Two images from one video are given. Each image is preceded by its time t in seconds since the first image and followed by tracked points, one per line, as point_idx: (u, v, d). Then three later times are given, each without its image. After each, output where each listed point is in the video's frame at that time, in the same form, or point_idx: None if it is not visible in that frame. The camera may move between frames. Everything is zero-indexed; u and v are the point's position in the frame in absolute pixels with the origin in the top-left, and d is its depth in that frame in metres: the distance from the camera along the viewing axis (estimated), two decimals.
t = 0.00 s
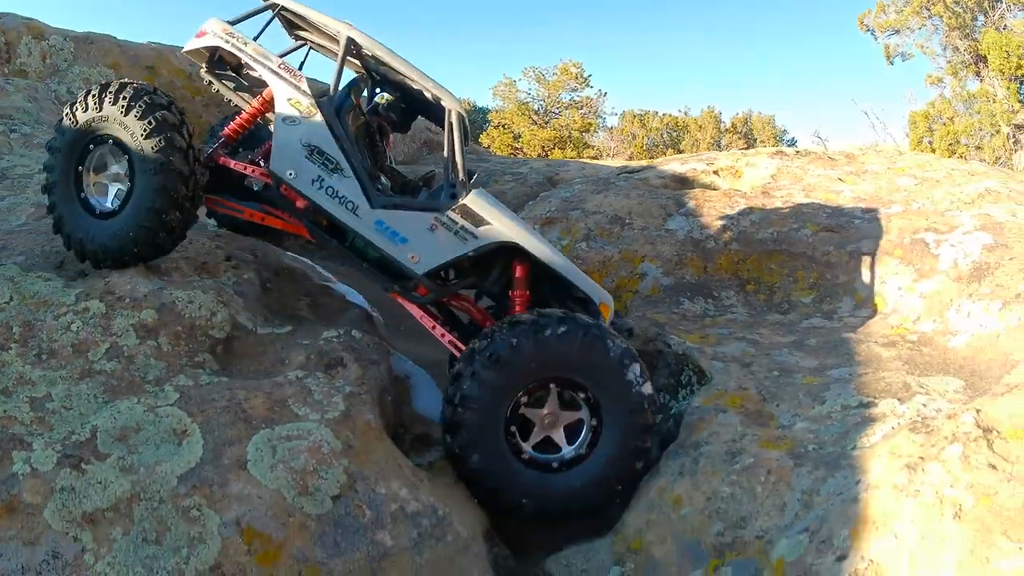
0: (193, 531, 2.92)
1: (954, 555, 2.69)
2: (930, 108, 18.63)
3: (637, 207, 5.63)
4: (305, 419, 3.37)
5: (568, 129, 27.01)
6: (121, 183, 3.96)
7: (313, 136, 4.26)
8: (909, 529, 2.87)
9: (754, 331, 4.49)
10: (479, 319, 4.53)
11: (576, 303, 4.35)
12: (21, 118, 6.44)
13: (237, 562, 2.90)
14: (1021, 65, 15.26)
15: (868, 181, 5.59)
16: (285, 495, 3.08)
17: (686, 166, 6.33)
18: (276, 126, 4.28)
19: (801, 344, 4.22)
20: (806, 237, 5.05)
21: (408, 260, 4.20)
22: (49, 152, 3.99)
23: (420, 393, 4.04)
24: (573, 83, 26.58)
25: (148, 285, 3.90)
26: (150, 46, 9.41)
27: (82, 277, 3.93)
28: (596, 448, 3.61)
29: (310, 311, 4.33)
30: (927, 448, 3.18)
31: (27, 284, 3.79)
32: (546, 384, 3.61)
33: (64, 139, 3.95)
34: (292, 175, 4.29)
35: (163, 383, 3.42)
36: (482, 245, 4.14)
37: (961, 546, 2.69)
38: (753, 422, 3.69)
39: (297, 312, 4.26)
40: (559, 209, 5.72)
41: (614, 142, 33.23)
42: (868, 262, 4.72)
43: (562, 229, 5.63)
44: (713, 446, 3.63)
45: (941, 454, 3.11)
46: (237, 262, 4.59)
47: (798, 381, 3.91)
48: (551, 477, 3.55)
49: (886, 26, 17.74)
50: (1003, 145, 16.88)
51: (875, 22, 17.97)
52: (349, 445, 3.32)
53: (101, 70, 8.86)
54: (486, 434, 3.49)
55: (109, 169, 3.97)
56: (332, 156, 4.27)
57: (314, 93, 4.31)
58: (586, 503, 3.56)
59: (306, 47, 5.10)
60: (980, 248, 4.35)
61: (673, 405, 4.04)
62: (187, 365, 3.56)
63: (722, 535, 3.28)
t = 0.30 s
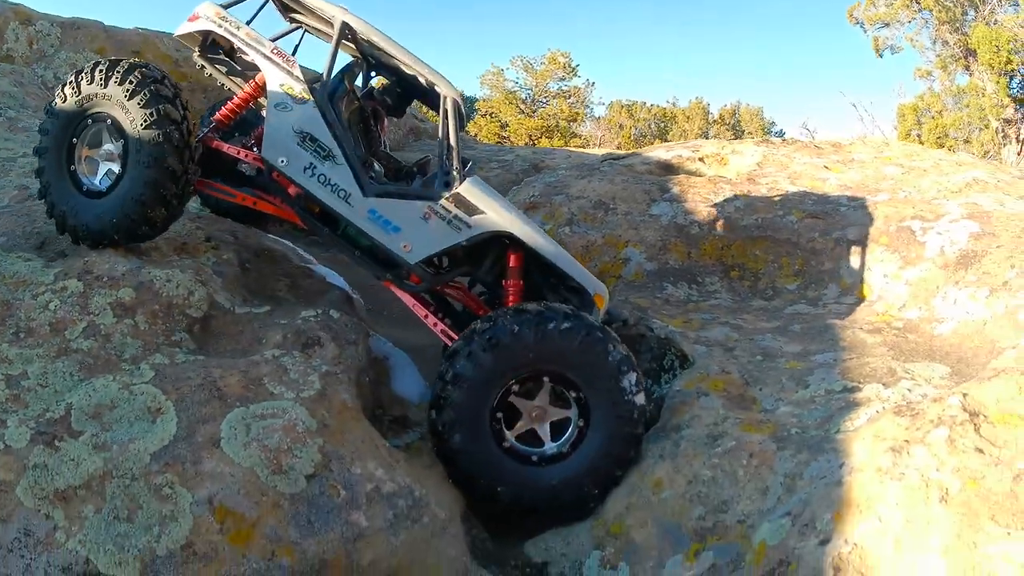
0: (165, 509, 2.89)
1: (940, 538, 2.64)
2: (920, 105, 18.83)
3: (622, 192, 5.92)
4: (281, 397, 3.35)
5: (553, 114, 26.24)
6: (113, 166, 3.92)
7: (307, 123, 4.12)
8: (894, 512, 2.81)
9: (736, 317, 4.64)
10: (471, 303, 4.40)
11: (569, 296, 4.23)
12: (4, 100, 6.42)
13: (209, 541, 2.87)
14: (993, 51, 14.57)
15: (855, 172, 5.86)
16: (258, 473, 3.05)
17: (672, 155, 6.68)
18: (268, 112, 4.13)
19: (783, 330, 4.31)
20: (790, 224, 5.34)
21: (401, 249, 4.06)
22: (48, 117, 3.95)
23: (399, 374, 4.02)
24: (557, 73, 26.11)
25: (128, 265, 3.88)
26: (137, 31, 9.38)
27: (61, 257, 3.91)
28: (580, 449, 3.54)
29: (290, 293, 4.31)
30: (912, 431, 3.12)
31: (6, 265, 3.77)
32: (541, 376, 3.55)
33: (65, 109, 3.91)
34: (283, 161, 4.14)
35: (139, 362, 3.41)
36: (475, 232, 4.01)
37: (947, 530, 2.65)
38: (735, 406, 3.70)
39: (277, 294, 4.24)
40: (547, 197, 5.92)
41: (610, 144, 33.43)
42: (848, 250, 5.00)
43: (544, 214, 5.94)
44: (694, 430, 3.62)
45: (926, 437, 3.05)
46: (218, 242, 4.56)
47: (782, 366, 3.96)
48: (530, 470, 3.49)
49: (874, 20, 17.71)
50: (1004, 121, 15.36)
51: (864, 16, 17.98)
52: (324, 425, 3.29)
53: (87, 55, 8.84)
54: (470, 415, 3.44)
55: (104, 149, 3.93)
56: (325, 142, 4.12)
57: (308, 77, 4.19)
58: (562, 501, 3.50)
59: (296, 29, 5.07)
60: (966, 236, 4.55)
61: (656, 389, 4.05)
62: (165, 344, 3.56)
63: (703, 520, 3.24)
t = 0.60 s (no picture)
0: (147, 503, 2.83)
1: (937, 535, 2.60)
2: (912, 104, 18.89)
3: (612, 185, 5.94)
4: (267, 390, 3.30)
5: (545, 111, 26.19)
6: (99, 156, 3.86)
7: (295, 114, 4.08)
8: (889, 509, 2.77)
9: (729, 312, 4.62)
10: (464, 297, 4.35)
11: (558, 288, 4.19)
12: None
13: (192, 536, 2.81)
14: (986, 49, 14.10)
15: (847, 167, 5.88)
16: (241, 467, 3.00)
17: (664, 151, 6.68)
18: (255, 102, 4.08)
19: (774, 325, 4.28)
20: (783, 218, 5.34)
21: (388, 241, 4.03)
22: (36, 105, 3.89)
23: (388, 367, 3.98)
24: (549, 67, 26.08)
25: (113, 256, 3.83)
26: (128, 23, 9.36)
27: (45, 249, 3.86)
28: (569, 443, 3.50)
29: (277, 285, 4.26)
30: (907, 426, 3.07)
31: None
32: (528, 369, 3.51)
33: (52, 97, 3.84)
34: (270, 152, 4.10)
35: (124, 354, 3.36)
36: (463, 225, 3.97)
37: (944, 526, 2.60)
38: (727, 400, 3.66)
39: (263, 286, 4.18)
40: (536, 193, 5.94)
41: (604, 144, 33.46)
42: (842, 244, 5.01)
43: (533, 207, 5.94)
44: (684, 424, 3.58)
45: (921, 432, 3.00)
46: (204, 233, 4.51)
47: (774, 360, 3.93)
48: (518, 464, 3.45)
49: (867, 17, 17.74)
50: (997, 118, 14.85)
51: (855, 12, 17.98)
52: (309, 417, 3.25)
53: (78, 47, 8.82)
54: (457, 408, 3.41)
55: (90, 138, 3.86)
56: (313, 133, 4.07)
57: (295, 69, 4.16)
58: (550, 496, 3.45)
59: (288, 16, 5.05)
60: (960, 231, 4.53)
61: (647, 382, 4.01)
62: (149, 336, 3.51)
63: (694, 515, 3.21)
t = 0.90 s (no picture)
0: (136, 496, 2.79)
1: (938, 530, 2.57)
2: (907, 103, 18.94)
3: (608, 179, 5.92)
4: (258, 381, 3.26)
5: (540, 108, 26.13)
6: (114, 147, 3.80)
7: (303, 113, 4.04)
8: (888, 503, 2.74)
9: (724, 306, 4.60)
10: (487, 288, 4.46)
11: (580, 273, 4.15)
12: None
13: (181, 530, 2.77)
14: (982, 46, 14.06)
15: (844, 162, 5.86)
16: (232, 459, 2.96)
17: (660, 144, 6.67)
18: (262, 103, 4.03)
19: (771, 319, 4.26)
20: (779, 213, 5.32)
21: (405, 237, 4.03)
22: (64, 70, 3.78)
23: (382, 360, 3.94)
24: (544, 63, 26.08)
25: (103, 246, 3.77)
26: (122, 15, 9.31)
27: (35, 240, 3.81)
28: (580, 431, 3.45)
29: (270, 276, 4.22)
30: (907, 420, 3.04)
31: None
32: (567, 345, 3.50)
33: (82, 70, 3.74)
34: (283, 152, 4.07)
35: (114, 345, 3.31)
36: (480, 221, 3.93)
37: (945, 522, 2.57)
38: (723, 394, 3.63)
39: (256, 278, 4.14)
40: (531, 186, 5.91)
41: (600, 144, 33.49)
42: (838, 238, 5.00)
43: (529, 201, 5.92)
44: (681, 418, 3.54)
45: (921, 426, 2.97)
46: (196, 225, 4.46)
47: (770, 354, 3.90)
48: (523, 435, 3.43)
49: (862, 17, 17.76)
50: (993, 115, 14.87)
51: (851, 11, 18.00)
52: (301, 410, 3.20)
53: (73, 39, 8.78)
54: (483, 356, 3.44)
55: (110, 126, 3.78)
56: (322, 131, 4.04)
57: (302, 65, 4.10)
58: (542, 479, 3.42)
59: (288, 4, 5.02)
60: (958, 226, 4.51)
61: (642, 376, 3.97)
62: (140, 327, 3.46)
63: (691, 510, 3.18)
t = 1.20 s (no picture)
0: (134, 498, 2.80)
1: (934, 534, 2.57)
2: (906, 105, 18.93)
3: (606, 182, 5.94)
4: (256, 384, 3.27)
5: (540, 109, 26.11)
6: (112, 152, 3.82)
7: (298, 118, 4.05)
8: (884, 507, 2.74)
9: (722, 310, 4.61)
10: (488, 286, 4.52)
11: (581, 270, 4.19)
12: None
13: (179, 532, 2.78)
14: (981, 48, 14.03)
15: (841, 164, 5.86)
16: (230, 462, 2.97)
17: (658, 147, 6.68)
18: (260, 107, 4.04)
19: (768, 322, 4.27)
20: (777, 215, 5.33)
21: (404, 239, 4.05)
22: (69, 69, 3.80)
23: (380, 363, 3.95)
24: (543, 65, 26.08)
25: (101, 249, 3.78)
26: (121, 18, 9.35)
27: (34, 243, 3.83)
28: (583, 431, 3.48)
29: (267, 280, 4.22)
30: (903, 424, 3.04)
31: None
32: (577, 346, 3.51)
33: (87, 72, 3.75)
34: (280, 156, 4.08)
35: (112, 348, 3.33)
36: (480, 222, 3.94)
37: (941, 526, 2.58)
38: (720, 398, 3.64)
39: (254, 281, 4.15)
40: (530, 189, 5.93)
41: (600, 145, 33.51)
42: (836, 242, 5.01)
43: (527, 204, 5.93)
44: (678, 422, 3.55)
45: (918, 430, 2.98)
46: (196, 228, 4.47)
47: (767, 358, 3.90)
48: (525, 430, 3.46)
49: (861, 18, 17.76)
50: (991, 118, 14.82)
51: (851, 13, 18.00)
52: (298, 413, 3.21)
53: (72, 41, 8.80)
54: (494, 349, 3.45)
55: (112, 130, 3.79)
56: (320, 135, 4.05)
57: (297, 69, 4.11)
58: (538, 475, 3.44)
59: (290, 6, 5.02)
60: (955, 229, 4.52)
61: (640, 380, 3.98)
62: (138, 330, 3.47)
63: (687, 514, 3.18)
